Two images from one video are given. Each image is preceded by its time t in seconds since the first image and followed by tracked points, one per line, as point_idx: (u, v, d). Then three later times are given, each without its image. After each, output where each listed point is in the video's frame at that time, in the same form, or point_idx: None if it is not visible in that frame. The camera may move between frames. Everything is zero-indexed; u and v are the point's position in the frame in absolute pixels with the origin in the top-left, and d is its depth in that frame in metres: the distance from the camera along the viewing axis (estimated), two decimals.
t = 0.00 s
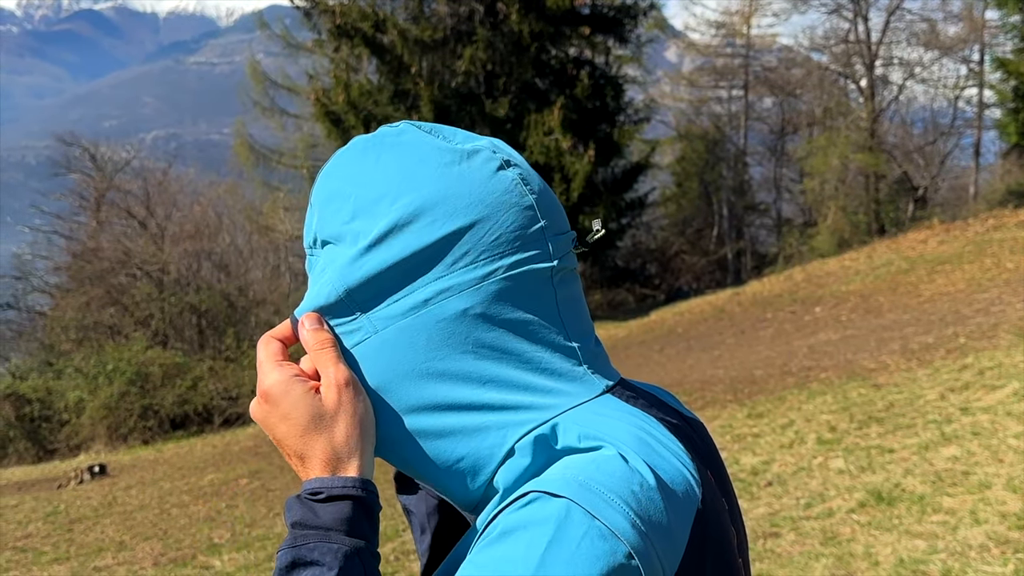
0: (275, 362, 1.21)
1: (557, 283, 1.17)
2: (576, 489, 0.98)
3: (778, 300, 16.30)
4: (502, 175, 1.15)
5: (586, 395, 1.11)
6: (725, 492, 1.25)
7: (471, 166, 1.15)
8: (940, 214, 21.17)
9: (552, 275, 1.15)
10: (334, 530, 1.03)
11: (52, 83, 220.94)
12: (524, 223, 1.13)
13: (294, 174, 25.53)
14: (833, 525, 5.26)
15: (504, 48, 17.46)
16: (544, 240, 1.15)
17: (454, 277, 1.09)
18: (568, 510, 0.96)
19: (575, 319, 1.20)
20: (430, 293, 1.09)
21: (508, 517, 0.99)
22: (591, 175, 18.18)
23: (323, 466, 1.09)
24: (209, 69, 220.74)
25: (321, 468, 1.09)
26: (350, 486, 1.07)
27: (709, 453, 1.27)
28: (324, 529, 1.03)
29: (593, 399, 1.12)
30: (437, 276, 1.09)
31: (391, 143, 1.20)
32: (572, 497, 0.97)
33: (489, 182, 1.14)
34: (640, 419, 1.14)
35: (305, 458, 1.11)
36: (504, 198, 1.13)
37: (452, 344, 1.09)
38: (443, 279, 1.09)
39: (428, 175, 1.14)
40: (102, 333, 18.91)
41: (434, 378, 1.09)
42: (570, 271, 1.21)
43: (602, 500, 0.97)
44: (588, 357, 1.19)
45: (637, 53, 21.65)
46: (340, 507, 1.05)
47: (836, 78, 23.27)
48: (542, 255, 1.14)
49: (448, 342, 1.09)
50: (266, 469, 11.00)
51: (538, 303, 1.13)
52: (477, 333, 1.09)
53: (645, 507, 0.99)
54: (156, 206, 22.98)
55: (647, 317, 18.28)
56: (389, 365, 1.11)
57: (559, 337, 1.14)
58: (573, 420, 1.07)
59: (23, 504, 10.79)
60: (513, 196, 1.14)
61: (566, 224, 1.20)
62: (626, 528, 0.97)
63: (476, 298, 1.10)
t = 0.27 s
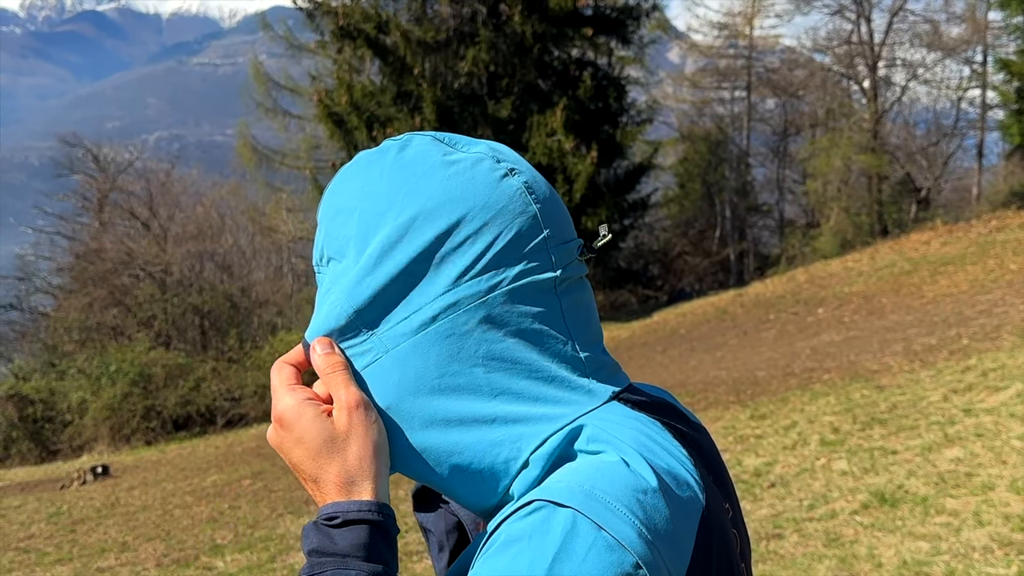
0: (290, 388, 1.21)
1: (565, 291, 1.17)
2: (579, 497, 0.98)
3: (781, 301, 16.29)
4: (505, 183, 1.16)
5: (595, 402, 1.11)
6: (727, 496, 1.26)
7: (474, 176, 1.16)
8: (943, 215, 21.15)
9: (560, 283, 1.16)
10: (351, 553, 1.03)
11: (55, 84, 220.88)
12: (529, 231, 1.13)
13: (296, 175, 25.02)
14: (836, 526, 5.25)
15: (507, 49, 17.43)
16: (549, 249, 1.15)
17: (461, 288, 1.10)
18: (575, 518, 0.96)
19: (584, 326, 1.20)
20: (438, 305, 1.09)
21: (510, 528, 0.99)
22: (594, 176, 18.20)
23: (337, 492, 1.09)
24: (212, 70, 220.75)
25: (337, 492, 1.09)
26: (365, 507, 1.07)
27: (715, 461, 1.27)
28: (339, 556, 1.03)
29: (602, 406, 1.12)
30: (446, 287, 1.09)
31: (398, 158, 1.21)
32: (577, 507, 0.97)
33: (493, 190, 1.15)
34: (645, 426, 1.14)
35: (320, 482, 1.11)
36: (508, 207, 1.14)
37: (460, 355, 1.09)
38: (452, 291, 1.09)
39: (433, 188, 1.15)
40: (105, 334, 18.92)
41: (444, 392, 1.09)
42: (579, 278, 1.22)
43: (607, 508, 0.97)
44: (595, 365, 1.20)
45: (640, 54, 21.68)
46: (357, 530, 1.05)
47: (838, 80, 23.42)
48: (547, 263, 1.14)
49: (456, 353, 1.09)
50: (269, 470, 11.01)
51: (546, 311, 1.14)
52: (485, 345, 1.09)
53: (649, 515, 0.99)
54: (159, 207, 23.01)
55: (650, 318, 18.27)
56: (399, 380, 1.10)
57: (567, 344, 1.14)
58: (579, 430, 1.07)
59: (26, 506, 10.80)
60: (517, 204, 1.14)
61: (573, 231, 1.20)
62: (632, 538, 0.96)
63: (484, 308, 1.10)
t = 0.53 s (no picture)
0: (299, 416, 1.19)
1: (579, 284, 1.18)
2: (582, 516, 0.98)
3: (784, 303, 16.28)
4: (520, 178, 1.17)
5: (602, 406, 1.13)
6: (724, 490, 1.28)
7: (489, 170, 1.17)
8: (947, 217, 21.10)
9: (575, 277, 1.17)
10: None
11: (57, 86, 220.94)
12: (545, 225, 1.14)
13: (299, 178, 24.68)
14: (839, 529, 5.24)
15: (510, 51, 17.41)
16: (563, 242, 1.16)
17: (481, 283, 1.09)
18: (580, 536, 0.97)
19: (598, 319, 1.21)
20: (458, 298, 1.09)
21: (508, 552, 0.99)
22: (597, 178, 18.21)
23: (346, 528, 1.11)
24: (215, 72, 220.84)
25: (341, 527, 1.11)
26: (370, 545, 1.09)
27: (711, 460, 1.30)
28: None
29: (611, 410, 1.13)
30: (465, 281, 1.09)
31: (413, 150, 1.21)
32: (581, 526, 0.97)
33: (509, 185, 1.15)
34: (650, 429, 1.15)
35: (325, 518, 1.12)
36: (524, 203, 1.14)
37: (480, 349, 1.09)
38: (471, 286, 1.09)
39: (448, 182, 1.15)
40: (108, 336, 18.94)
41: (465, 389, 1.08)
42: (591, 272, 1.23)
43: (614, 523, 0.99)
44: (604, 361, 1.20)
45: (643, 56, 21.69)
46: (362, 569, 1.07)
47: (841, 82, 23.36)
48: (563, 256, 1.15)
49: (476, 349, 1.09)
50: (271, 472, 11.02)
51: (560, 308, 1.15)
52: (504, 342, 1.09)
53: (653, 523, 1.01)
54: (163, 209, 23.05)
55: (653, 320, 18.26)
56: (414, 376, 1.09)
57: (578, 342, 1.15)
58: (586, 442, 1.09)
59: (29, 507, 10.81)
60: (533, 199, 1.15)
61: (583, 224, 1.22)
62: (640, 553, 0.97)
63: (502, 303, 1.10)
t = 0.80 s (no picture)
0: (248, 530, 1.27)
1: (594, 279, 1.19)
2: (590, 526, 0.99)
3: (788, 306, 16.25)
4: (542, 170, 1.17)
5: (601, 409, 1.16)
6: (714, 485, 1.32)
7: (511, 159, 1.17)
8: (951, 219, 21.05)
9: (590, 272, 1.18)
10: None
11: (61, 88, 221.20)
12: (565, 217, 1.15)
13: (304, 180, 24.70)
14: (843, 532, 5.23)
15: (514, 54, 17.37)
16: (580, 234, 1.18)
17: (501, 271, 1.10)
18: (592, 549, 0.98)
19: (607, 313, 1.23)
20: (477, 284, 1.09)
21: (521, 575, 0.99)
22: (600, 180, 18.22)
23: None
24: (219, 75, 220.80)
25: None
26: None
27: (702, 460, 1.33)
28: None
29: (603, 414, 1.16)
30: (484, 269, 1.10)
31: (436, 133, 1.21)
32: (591, 537, 0.98)
33: (530, 177, 1.16)
34: (649, 433, 1.17)
35: None
36: (546, 194, 1.15)
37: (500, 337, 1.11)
38: (491, 273, 1.10)
39: (471, 168, 1.16)
40: (112, 338, 18.96)
41: (483, 376, 1.11)
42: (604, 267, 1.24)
43: (623, 532, 1.00)
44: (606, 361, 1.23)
45: (646, 58, 21.70)
46: None
47: (844, 84, 23.31)
48: (581, 249, 1.16)
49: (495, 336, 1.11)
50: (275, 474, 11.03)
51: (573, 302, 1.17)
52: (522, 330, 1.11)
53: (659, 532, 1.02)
54: (167, 212, 23.10)
55: (656, 323, 18.25)
56: (431, 359, 1.10)
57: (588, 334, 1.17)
58: (590, 443, 1.11)
59: (33, 509, 10.82)
60: (555, 192, 1.16)
61: (599, 218, 1.23)
62: (650, 557, 0.99)
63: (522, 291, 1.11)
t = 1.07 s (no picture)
0: None
1: (608, 274, 1.20)
2: (600, 526, 1.01)
3: (792, 309, 16.23)
4: (561, 164, 1.17)
5: (605, 407, 1.17)
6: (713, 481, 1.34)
7: (530, 151, 1.17)
8: (956, 223, 21.01)
9: (603, 269, 1.19)
10: None
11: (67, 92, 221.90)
12: (582, 213, 1.16)
13: (308, 183, 25.01)
14: (848, 536, 5.22)
15: (518, 57, 17.31)
16: (596, 230, 1.18)
17: (518, 263, 1.10)
18: (602, 550, 1.00)
19: (617, 309, 1.24)
20: (492, 277, 1.10)
21: None
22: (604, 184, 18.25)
23: None
24: (224, 78, 220.84)
25: None
26: None
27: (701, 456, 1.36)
28: None
29: (608, 414, 1.16)
30: (500, 261, 1.10)
31: (456, 122, 1.20)
32: (602, 537, 1.00)
33: (549, 170, 1.16)
34: (654, 433, 1.18)
35: None
36: (565, 189, 1.15)
37: (514, 331, 1.12)
38: (507, 266, 1.10)
39: (491, 158, 1.15)
40: (116, 341, 19.01)
41: (495, 367, 1.12)
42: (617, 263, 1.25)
43: (632, 532, 1.02)
44: (613, 356, 1.24)
45: (651, 62, 21.73)
46: None
47: (848, 88, 23.31)
48: (597, 245, 1.17)
49: (510, 330, 1.12)
50: (279, 477, 11.05)
51: (587, 299, 1.17)
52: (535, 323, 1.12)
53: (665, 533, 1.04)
54: (171, 215, 23.16)
55: (660, 326, 18.24)
56: (446, 348, 1.11)
57: (598, 330, 1.18)
58: (596, 439, 1.12)
59: (38, 512, 10.84)
60: (573, 186, 1.16)
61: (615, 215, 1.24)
62: (659, 558, 1.01)
63: (537, 285, 1.12)
